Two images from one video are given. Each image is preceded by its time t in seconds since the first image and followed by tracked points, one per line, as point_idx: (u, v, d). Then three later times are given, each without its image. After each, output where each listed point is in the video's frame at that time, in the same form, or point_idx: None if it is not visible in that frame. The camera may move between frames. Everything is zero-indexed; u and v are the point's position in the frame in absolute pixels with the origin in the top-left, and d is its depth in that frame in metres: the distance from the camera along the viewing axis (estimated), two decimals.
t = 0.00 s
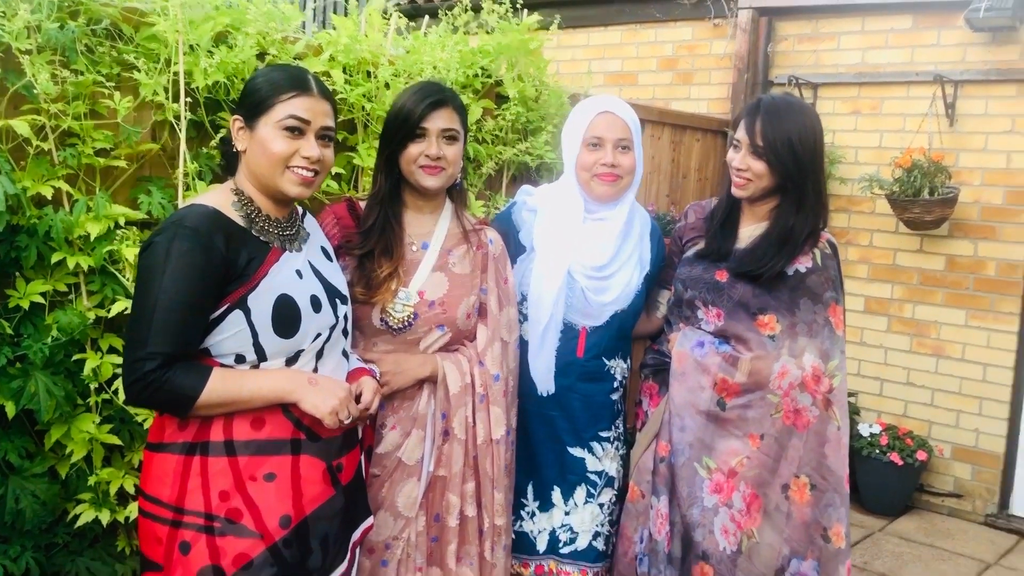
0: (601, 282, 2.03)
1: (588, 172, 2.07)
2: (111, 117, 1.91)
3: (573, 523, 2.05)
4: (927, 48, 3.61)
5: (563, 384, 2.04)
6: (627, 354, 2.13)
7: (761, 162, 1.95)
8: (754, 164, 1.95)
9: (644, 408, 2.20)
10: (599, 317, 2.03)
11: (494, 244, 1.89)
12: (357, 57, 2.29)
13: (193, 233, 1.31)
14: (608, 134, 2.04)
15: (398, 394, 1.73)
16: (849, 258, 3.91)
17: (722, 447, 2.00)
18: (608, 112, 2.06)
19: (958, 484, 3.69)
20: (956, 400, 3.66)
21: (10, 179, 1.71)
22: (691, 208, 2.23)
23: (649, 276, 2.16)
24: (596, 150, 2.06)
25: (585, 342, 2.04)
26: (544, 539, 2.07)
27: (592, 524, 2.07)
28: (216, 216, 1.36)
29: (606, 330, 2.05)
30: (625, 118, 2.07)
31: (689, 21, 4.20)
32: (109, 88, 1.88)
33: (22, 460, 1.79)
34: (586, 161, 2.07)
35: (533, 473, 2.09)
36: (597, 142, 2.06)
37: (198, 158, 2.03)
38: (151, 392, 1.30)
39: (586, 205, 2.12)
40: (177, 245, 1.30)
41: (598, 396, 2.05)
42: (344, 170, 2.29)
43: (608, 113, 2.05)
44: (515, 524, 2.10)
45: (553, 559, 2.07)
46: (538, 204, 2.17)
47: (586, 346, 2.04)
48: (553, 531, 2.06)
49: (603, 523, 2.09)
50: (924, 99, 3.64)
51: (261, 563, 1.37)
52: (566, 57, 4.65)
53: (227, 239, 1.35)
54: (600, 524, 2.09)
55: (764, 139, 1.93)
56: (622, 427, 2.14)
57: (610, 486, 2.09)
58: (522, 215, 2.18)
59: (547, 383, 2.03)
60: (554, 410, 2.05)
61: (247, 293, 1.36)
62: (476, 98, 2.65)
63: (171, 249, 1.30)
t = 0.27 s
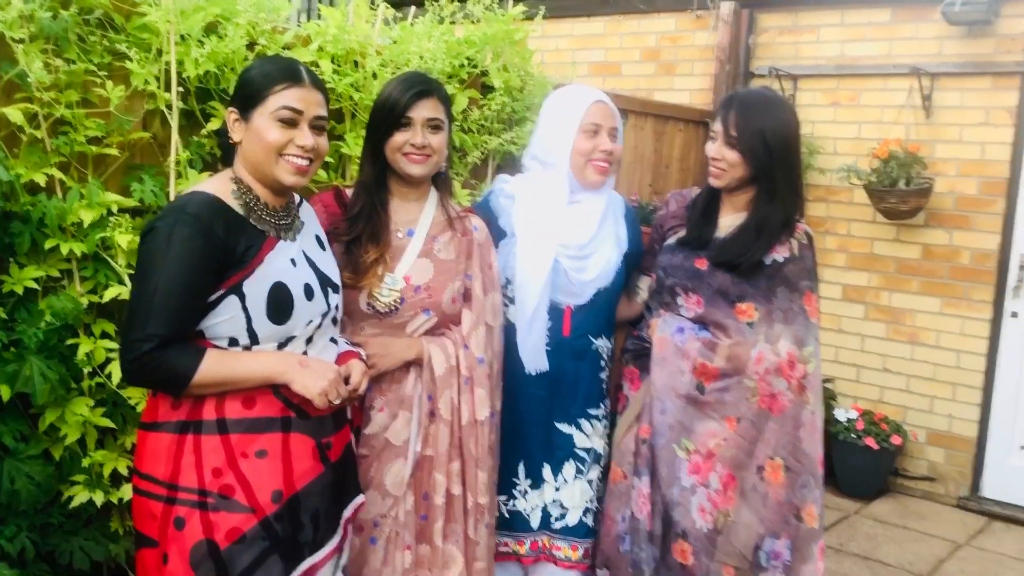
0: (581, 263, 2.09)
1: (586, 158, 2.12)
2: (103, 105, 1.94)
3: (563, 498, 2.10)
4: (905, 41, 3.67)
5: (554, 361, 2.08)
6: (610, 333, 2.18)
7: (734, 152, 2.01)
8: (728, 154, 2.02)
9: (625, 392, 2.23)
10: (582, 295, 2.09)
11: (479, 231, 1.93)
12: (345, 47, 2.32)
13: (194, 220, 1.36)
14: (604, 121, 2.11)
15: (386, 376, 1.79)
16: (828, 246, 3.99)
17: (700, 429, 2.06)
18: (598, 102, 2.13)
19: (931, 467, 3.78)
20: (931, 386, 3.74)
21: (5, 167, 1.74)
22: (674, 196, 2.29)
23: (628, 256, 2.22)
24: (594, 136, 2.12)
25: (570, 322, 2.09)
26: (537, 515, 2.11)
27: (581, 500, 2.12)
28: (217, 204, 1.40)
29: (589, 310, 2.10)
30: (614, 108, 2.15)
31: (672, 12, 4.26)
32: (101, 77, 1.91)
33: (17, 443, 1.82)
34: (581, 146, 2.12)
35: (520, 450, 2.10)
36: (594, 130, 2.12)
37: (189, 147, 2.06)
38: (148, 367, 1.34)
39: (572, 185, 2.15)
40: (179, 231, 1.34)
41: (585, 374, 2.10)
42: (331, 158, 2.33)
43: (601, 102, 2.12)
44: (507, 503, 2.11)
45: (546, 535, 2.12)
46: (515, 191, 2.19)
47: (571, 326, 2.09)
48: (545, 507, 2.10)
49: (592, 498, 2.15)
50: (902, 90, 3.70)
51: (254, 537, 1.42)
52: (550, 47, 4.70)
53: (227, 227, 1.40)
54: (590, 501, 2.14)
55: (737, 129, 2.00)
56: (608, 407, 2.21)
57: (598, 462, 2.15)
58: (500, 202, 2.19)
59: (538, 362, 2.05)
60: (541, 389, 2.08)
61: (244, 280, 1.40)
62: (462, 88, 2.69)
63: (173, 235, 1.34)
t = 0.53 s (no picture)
0: (566, 242, 2.12)
1: (569, 153, 2.14)
2: (97, 96, 1.96)
3: (564, 477, 2.14)
4: (889, 30, 3.72)
5: (546, 339, 2.11)
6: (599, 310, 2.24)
7: (711, 143, 2.05)
8: (705, 146, 2.06)
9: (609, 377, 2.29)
10: (569, 272, 2.13)
11: (466, 217, 1.96)
12: (336, 37, 2.35)
13: (197, 212, 1.39)
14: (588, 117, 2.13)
15: (378, 361, 1.82)
16: (813, 234, 4.04)
17: (682, 411, 2.12)
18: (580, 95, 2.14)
19: (914, 451, 3.85)
20: (914, 370, 3.80)
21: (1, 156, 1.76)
22: (663, 181, 2.34)
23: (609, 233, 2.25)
24: (575, 132, 2.13)
25: (559, 300, 2.13)
26: (541, 497, 2.12)
27: (582, 477, 2.16)
28: (219, 196, 1.43)
29: (577, 286, 2.15)
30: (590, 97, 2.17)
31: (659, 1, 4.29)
32: (95, 67, 1.93)
33: (15, 429, 1.85)
34: (568, 142, 2.13)
35: (521, 433, 2.11)
36: (577, 124, 2.14)
37: (182, 136, 2.08)
38: (147, 352, 1.37)
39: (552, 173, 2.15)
40: (182, 222, 1.37)
41: (576, 351, 2.15)
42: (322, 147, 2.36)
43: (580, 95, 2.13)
44: (510, 486, 2.11)
45: (551, 515, 2.15)
46: (494, 179, 2.21)
47: (561, 304, 2.13)
48: (547, 488, 2.13)
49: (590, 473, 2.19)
50: (886, 79, 3.75)
51: (247, 516, 1.45)
52: (538, 35, 4.73)
53: (228, 218, 1.43)
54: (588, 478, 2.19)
55: (712, 121, 2.03)
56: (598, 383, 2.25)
57: (593, 439, 2.19)
58: (479, 190, 2.20)
59: (531, 342, 2.09)
60: (538, 369, 2.10)
61: (241, 270, 1.44)
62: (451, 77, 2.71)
63: (176, 225, 1.37)
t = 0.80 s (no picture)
0: (564, 235, 2.18)
1: (553, 146, 2.18)
2: (105, 93, 2.00)
3: (567, 464, 2.19)
4: (881, 26, 3.77)
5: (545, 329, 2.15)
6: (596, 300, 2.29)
7: (707, 135, 2.11)
8: (701, 137, 2.12)
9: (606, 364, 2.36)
10: (567, 264, 2.18)
11: (465, 208, 2.01)
12: (338, 35, 2.39)
13: (206, 210, 1.43)
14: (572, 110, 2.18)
15: (381, 350, 1.86)
16: (806, 227, 4.10)
17: (676, 394, 2.17)
18: (564, 90, 2.19)
19: (906, 441, 3.91)
20: (905, 361, 3.86)
21: (12, 153, 1.81)
22: (662, 175, 2.40)
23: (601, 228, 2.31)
24: (561, 125, 2.19)
25: (558, 290, 2.17)
26: (544, 485, 2.17)
27: (583, 462, 2.22)
28: (228, 195, 1.47)
29: (574, 276, 2.20)
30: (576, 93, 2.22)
31: None
32: (104, 65, 1.98)
33: (28, 419, 1.90)
34: (552, 136, 2.18)
35: (524, 421, 2.15)
36: (562, 119, 2.19)
37: (189, 133, 2.13)
38: (152, 343, 1.42)
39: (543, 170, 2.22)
40: (191, 219, 1.41)
41: (575, 341, 2.20)
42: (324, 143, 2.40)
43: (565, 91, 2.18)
44: (513, 475, 2.16)
45: (554, 503, 2.20)
46: (490, 174, 2.24)
47: (560, 294, 2.18)
48: (550, 475, 2.18)
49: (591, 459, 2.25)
50: (878, 75, 3.80)
51: (252, 498, 1.50)
52: (535, 31, 4.79)
53: (236, 217, 1.46)
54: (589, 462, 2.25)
55: (708, 113, 2.09)
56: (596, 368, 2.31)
57: (592, 425, 2.26)
58: (477, 185, 2.24)
59: (531, 332, 2.14)
60: (540, 358, 2.15)
61: (245, 265, 1.48)
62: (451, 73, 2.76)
63: (185, 222, 1.41)
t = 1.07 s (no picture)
0: (571, 240, 2.20)
1: (544, 145, 2.21)
2: (115, 93, 2.03)
3: (562, 463, 2.22)
4: (881, 25, 3.80)
5: (546, 331, 2.19)
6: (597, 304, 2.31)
7: (712, 133, 2.14)
8: (706, 135, 2.14)
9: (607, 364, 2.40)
10: (569, 267, 2.20)
11: (470, 204, 2.04)
12: (344, 35, 2.42)
13: (232, 224, 1.45)
14: (559, 108, 2.18)
15: (387, 343, 1.90)
16: (806, 225, 4.13)
17: (676, 394, 2.19)
18: (556, 87, 2.19)
19: (904, 437, 3.94)
20: (904, 358, 3.89)
21: (26, 152, 1.84)
22: (658, 176, 2.43)
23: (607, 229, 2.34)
24: (549, 123, 2.20)
25: (560, 293, 2.20)
26: (538, 482, 2.20)
27: (577, 461, 2.24)
28: (255, 210, 1.49)
29: (576, 281, 2.22)
30: (571, 90, 2.21)
31: None
32: (114, 65, 2.01)
33: (40, 413, 1.94)
34: (542, 134, 2.20)
35: (521, 418, 2.20)
36: (550, 116, 2.20)
37: (197, 132, 2.16)
38: (158, 342, 1.45)
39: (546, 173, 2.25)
40: (215, 231, 1.44)
41: (574, 343, 2.22)
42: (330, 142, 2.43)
43: (556, 88, 2.18)
44: (508, 471, 2.20)
45: (547, 500, 2.23)
46: (500, 173, 2.28)
47: (562, 297, 2.20)
48: (544, 473, 2.21)
49: (587, 459, 2.27)
50: (877, 74, 3.83)
51: (242, 492, 1.53)
52: (537, 30, 4.83)
53: (259, 233, 1.49)
54: (585, 462, 2.27)
55: (715, 112, 2.13)
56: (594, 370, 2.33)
57: (590, 425, 2.27)
58: (486, 184, 2.27)
59: (531, 335, 2.17)
60: (537, 358, 2.18)
61: (260, 278, 1.52)
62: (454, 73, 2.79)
63: (209, 233, 1.44)
